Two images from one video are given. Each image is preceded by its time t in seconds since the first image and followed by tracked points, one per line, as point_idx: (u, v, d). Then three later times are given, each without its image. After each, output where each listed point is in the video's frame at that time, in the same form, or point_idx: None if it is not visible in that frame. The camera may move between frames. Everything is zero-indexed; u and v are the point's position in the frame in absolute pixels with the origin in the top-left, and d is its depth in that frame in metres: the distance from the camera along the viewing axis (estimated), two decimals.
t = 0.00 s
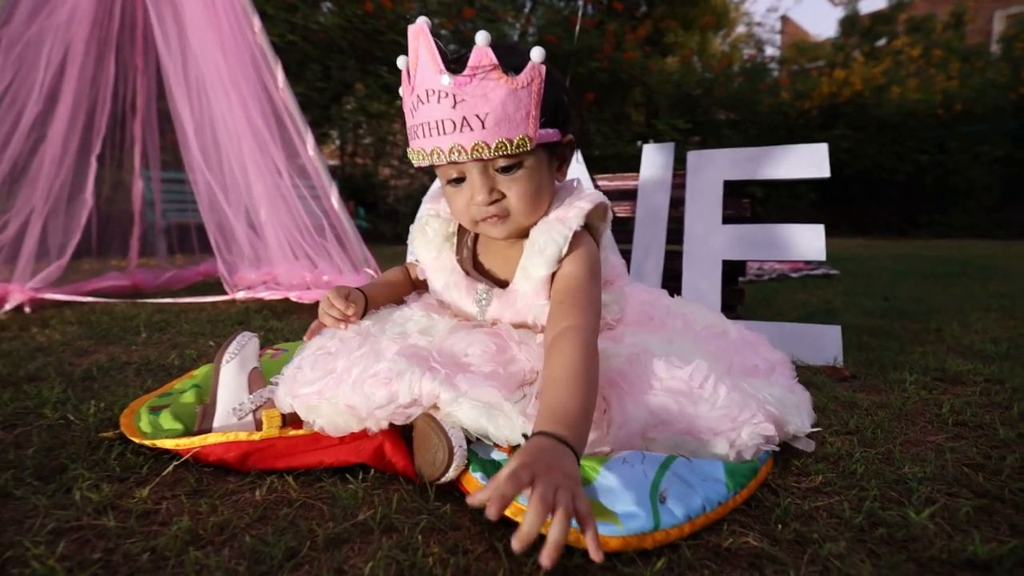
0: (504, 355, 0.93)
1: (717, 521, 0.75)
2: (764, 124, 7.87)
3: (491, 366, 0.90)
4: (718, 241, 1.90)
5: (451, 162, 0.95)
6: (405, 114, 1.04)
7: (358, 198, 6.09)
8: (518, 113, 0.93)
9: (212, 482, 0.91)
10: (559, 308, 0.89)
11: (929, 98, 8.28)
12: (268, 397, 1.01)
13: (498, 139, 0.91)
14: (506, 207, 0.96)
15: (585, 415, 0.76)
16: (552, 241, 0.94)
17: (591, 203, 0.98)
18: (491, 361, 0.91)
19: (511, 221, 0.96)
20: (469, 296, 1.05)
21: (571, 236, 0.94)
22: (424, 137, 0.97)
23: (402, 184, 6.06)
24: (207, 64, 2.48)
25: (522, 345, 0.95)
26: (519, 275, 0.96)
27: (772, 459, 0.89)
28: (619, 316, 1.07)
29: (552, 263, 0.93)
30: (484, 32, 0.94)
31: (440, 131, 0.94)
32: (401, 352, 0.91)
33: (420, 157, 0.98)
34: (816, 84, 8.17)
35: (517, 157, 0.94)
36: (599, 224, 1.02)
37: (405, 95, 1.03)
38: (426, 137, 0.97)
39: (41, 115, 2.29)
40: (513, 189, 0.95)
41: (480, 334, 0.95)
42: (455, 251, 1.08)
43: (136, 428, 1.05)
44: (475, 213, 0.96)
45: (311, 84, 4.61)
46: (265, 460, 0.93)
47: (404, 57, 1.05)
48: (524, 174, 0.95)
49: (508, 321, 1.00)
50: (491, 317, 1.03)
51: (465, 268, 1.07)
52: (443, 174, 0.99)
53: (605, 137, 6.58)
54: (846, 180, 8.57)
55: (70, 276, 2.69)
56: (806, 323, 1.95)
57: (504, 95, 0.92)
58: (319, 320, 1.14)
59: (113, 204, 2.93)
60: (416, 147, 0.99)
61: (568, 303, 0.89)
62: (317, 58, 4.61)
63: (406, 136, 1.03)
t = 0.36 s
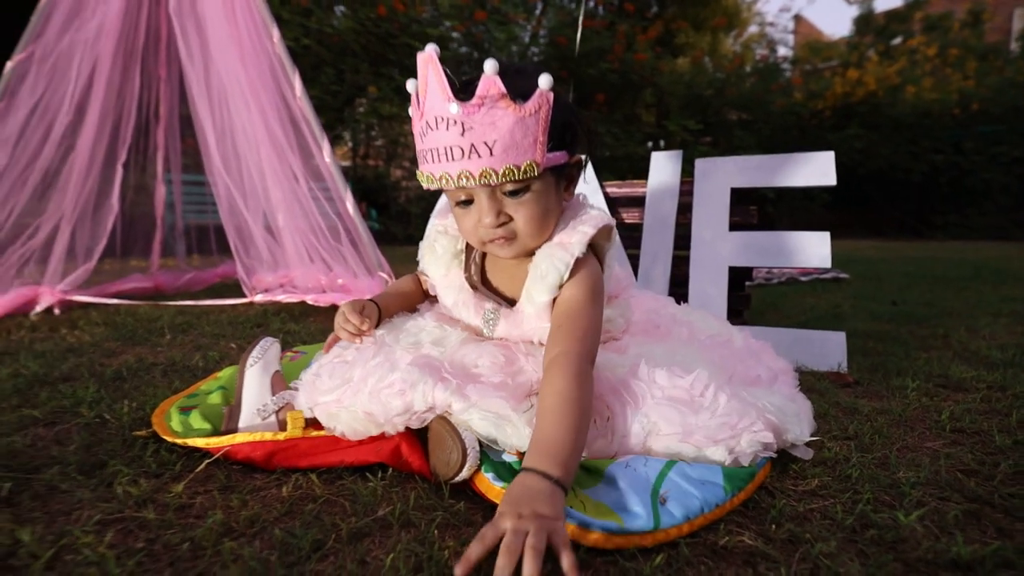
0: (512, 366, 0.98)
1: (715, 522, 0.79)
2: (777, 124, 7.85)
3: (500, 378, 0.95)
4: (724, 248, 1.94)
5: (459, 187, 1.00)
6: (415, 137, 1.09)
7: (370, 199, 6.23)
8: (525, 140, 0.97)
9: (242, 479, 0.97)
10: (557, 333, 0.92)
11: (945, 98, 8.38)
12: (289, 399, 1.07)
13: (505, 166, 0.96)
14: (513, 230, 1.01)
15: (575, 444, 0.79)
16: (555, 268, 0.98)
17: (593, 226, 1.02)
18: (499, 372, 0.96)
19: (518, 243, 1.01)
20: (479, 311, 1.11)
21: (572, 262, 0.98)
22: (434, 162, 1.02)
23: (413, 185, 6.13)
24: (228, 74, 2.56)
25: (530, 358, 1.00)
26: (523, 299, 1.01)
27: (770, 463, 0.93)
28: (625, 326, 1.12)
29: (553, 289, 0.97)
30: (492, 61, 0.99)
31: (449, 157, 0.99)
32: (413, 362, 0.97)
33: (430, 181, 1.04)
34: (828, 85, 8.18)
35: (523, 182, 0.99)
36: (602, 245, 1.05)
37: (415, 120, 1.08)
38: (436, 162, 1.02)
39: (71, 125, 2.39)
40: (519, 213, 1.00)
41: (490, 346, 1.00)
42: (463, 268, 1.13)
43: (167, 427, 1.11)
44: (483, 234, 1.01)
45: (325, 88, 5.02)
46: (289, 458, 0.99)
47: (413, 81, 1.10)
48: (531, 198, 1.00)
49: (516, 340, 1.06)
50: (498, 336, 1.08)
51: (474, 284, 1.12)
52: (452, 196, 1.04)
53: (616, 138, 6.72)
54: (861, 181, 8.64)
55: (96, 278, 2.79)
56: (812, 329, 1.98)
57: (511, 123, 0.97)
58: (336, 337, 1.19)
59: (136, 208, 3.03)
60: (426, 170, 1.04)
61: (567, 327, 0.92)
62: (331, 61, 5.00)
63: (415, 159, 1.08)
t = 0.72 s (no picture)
0: (519, 373, 1.09)
1: (700, 510, 0.89)
2: (780, 126, 7.88)
3: (508, 384, 1.05)
4: (720, 257, 2.03)
5: (468, 215, 1.11)
6: (427, 168, 1.19)
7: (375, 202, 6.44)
8: (529, 172, 1.07)
9: (274, 471, 1.07)
10: (559, 347, 1.01)
11: (949, 100, 8.61)
12: (314, 401, 1.18)
13: (511, 196, 1.06)
14: (519, 252, 1.11)
15: (574, 448, 0.88)
16: (557, 287, 1.08)
17: (592, 247, 1.12)
18: (508, 378, 1.07)
19: (523, 263, 1.12)
20: (488, 322, 1.22)
21: (572, 281, 1.08)
22: (446, 193, 1.12)
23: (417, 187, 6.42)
24: (246, 87, 2.68)
25: (536, 365, 1.12)
26: (529, 314, 1.12)
27: (753, 459, 1.03)
28: (623, 335, 1.22)
29: (554, 306, 1.08)
30: (497, 102, 1.09)
31: (459, 189, 1.09)
32: (429, 368, 1.07)
33: (443, 209, 1.14)
34: (830, 86, 8.33)
35: (527, 209, 1.09)
36: (601, 262, 1.15)
37: (427, 154, 1.18)
38: (447, 192, 1.12)
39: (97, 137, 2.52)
40: (524, 238, 1.10)
41: (499, 355, 1.11)
42: (472, 283, 1.24)
43: (202, 426, 1.21)
44: (491, 255, 1.12)
45: (331, 91, 5.31)
46: (317, 453, 1.09)
47: (425, 117, 1.20)
48: (535, 223, 1.10)
49: (524, 349, 1.17)
50: (507, 346, 1.19)
51: (483, 298, 1.23)
52: (462, 221, 1.14)
53: (619, 140, 6.99)
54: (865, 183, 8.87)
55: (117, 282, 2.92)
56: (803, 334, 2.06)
57: (516, 158, 1.06)
58: (354, 349, 1.29)
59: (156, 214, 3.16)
60: (439, 199, 1.14)
61: (569, 341, 1.02)
62: (335, 65, 5.33)
63: (428, 189, 1.18)
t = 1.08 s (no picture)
0: (522, 377, 1.21)
1: (681, 497, 1.01)
2: (779, 128, 8.89)
3: (513, 387, 1.18)
4: (711, 266, 2.15)
5: (476, 234, 1.23)
6: (440, 192, 1.32)
7: (377, 204, 6.73)
8: (532, 197, 1.19)
9: (305, 463, 1.20)
10: (557, 356, 1.14)
11: (947, 104, 9.26)
12: (337, 399, 1.30)
13: (515, 217, 1.19)
14: (521, 267, 1.23)
15: (572, 446, 1.00)
16: (556, 301, 1.20)
17: (588, 263, 1.24)
18: (512, 382, 1.19)
19: (526, 277, 1.24)
20: (493, 330, 1.34)
21: (569, 295, 1.20)
22: (457, 215, 1.24)
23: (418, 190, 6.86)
24: (259, 103, 2.82)
25: (538, 371, 1.24)
26: (530, 324, 1.24)
27: (732, 453, 1.15)
28: (616, 342, 1.35)
29: (553, 318, 1.20)
30: (504, 135, 1.22)
31: (469, 211, 1.22)
32: (442, 372, 1.20)
33: (454, 229, 1.26)
34: (829, 91, 9.30)
35: (529, 230, 1.21)
36: (596, 277, 1.28)
37: (440, 179, 1.31)
38: (458, 214, 1.24)
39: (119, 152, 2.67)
40: (526, 255, 1.22)
41: (504, 361, 1.23)
42: (478, 295, 1.36)
43: (235, 423, 1.34)
44: (497, 270, 1.24)
45: (334, 95, 5.88)
46: (341, 448, 1.22)
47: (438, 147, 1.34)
48: (536, 241, 1.23)
49: (526, 356, 1.29)
50: (510, 353, 1.31)
51: (488, 309, 1.35)
52: (470, 240, 1.26)
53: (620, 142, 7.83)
54: (864, 184, 9.44)
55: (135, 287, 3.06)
56: (789, 338, 2.18)
57: (520, 184, 1.19)
58: (371, 355, 1.41)
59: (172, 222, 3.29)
60: (450, 220, 1.27)
61: (566, 351, 1.14)
62: (338, 70, 5.92)
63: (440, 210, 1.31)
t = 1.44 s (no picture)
0: (522, 380, 1.36)
1: (662, 485, 1.16)
2: (778, 132, 9.58)
3: (515, 389, 1.32)
4: (700, 275, 2.30)
5: (485, 227, 1.39)
6: (454, 194, 1.48)
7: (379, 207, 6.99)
8: (537, 195, 1.37)
9: (328, 455, 1.34)
10: (554, 362, 1.29)
11: (944, 107, 9.82)
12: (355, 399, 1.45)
13: (521, 211, 1.36)
14: (524, 262, 1.38)
15: (567, 440, 1.15)
16: (552, 311, 1.35)
17: (580, 277, 1.39)
18: (514, 384, 1.34)
19: (526, 273, 1.38)
20: (497, 338, 1.49)
21: (564, 306, 1.35)
22: (470, 209, 1.40)
23: (419, 193, 7.03)
24: (273, 119, 2.98)
25: (538, 375, 1.39)
26: (530, 332, 1.39)
27: (709, 447, 1.29)
28: (608, 347, 1.50)
29: (551, 326, 1.35)
30: (517, 143, 1.42)
31: (482, 204, 1.38)
32: (451, 376, 1.34)
33: (465, 222, 1.41)
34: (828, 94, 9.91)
35: (533, 226, 1.38)
36: (588, 290, 1.43)
37: (457, 182, 1.49)
38: (471, 208, 1.40)
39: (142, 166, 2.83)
40: (528, 249, 1.38)
41: (506, 367, 1.38)
42: (482, 306, 1.51)
43: (264, 420, 1.48)
44: (501, 265, 1.38)
45: (337, 99, 6.41)
46: (362, 442, 1.37)
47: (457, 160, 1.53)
48: (539, 239, 1.39)
49: (526, 361, 1.44)
50: (512, 358, 1.46)
51: (492, 319, 1.50)
52: (479, 237, 1.42)
53: (619, 144, 8.49)
54: (862, 186, 10.02)
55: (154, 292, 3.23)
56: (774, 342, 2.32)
57: (529, 182, 1.37)
58: (385, 359, 1.56)
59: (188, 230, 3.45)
60: (463, 215, 1.42)
61: (562, 356, 1.29)
62: (340, 74, 6.41)
63: (453, 210, 1.47)
